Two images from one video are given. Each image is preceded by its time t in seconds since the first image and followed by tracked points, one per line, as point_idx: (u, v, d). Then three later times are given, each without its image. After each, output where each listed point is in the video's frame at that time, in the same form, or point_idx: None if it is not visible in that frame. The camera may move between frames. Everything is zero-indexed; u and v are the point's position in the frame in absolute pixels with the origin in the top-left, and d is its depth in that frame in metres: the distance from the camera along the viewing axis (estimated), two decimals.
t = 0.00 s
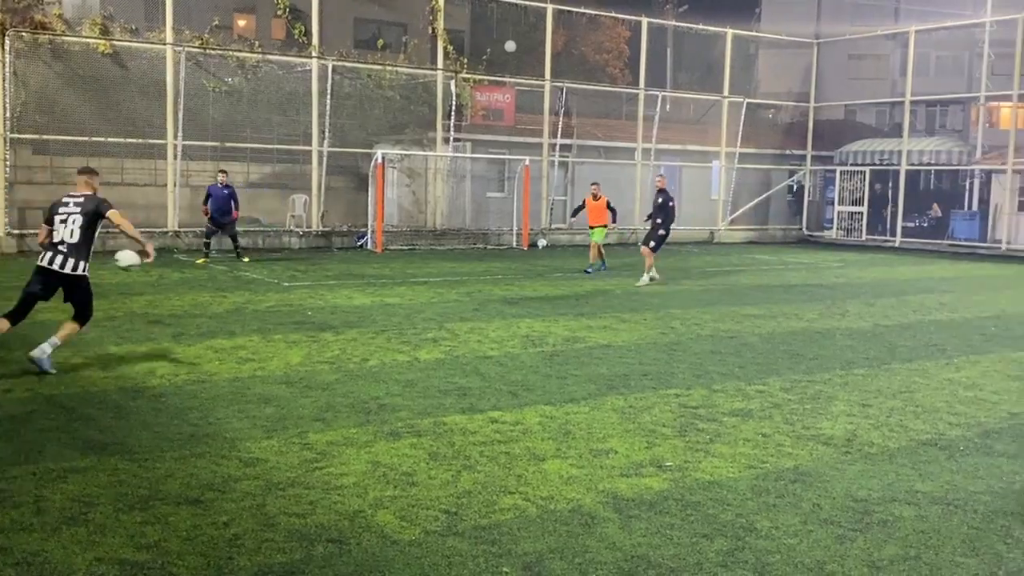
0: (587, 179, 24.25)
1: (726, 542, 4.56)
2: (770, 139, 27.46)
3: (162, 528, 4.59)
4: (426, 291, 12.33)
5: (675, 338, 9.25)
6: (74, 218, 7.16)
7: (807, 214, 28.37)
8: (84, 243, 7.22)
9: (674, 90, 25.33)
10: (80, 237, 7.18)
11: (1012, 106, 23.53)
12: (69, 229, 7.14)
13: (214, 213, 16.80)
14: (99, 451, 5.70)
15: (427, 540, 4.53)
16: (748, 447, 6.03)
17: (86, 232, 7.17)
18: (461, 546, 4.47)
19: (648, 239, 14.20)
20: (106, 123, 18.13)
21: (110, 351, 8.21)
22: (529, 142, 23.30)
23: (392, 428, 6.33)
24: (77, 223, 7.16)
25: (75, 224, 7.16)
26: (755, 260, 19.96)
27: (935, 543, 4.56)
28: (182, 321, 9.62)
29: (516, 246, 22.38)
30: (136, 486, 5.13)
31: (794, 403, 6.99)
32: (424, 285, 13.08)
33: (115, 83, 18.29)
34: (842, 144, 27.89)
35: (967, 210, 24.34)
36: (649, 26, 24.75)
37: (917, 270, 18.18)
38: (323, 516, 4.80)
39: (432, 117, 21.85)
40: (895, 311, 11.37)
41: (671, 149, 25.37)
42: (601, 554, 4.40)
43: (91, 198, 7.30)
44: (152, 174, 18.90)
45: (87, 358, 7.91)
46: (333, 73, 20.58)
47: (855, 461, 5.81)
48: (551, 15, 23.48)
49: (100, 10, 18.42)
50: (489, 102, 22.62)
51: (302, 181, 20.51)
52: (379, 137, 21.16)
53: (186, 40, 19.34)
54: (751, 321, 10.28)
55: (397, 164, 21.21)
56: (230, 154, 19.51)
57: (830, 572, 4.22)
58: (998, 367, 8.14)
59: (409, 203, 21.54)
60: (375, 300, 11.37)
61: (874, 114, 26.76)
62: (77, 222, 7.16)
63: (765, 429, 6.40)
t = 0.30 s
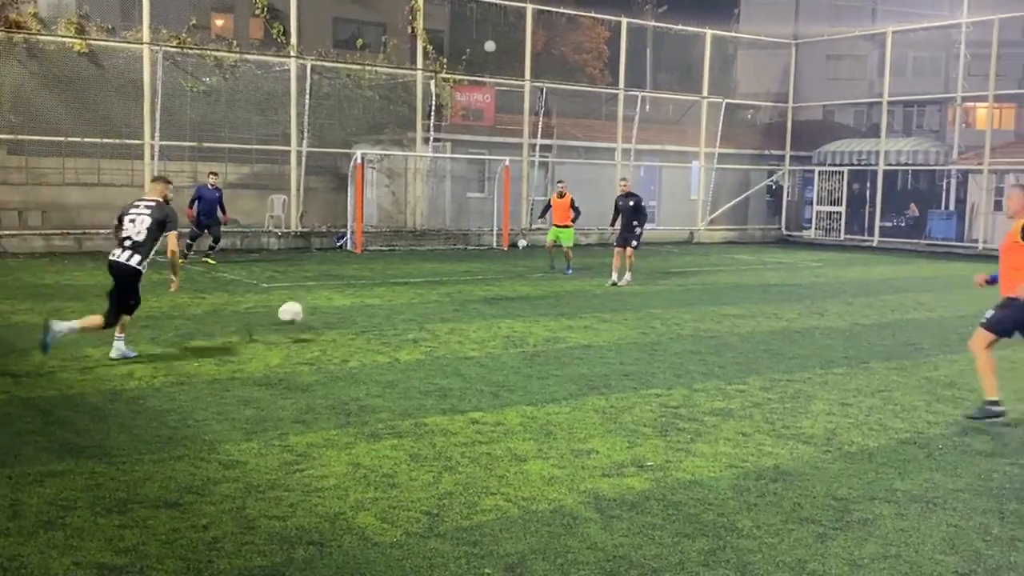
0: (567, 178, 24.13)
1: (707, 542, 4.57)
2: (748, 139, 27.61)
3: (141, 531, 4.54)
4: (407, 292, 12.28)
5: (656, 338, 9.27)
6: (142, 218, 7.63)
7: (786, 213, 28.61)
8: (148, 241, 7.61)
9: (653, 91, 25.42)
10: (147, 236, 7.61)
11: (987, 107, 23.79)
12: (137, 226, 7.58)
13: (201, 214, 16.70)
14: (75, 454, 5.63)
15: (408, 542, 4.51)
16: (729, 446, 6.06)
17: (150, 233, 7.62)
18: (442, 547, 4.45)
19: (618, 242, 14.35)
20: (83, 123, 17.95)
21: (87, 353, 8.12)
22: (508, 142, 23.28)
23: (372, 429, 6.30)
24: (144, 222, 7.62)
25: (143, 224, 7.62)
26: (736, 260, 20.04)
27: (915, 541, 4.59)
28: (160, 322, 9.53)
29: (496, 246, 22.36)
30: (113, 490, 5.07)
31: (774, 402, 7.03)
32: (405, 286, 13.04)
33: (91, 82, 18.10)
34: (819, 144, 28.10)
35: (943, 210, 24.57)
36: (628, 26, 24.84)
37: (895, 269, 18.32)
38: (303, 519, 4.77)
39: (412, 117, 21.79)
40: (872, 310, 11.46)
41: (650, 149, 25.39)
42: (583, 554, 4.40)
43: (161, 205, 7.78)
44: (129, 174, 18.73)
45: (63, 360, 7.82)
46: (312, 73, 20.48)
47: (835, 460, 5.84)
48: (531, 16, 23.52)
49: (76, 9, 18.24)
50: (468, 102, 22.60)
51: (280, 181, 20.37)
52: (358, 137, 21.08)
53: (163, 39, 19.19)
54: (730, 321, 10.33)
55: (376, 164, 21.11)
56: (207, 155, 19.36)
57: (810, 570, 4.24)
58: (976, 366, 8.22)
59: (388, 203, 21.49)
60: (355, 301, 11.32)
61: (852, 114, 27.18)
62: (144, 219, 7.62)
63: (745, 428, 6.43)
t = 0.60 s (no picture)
0: (538, 177, 24.05)
1: (677, 538, 4.60)
2: (717, 139, 27.80)
3: (107, 533, 4.48)
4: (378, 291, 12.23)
5: (627, 336, 9.30)
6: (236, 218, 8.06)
7: (754, 213, 28.75)
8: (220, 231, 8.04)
9: (624, 90, 25.54)
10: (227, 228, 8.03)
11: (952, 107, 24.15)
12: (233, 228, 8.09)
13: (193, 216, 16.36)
14: (40, 455, 5.54)
15: (378, 542, 4.48)
16: (699, 443, 6.10)
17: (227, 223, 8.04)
18: (413, 547, 4.43)
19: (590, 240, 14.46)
20: (48, 121, 17.72)
21: (51, 353, 8.00)
22: (478, 141, 23.28)
23: (343, 429, 6.27)
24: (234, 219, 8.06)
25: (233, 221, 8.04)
26: (706, 258, 20.17)
27: (881, 536, 4.64)
28: (127, 322, 9.42)
29: (467, 244, 22.29)
30: (79, 491, 5.00)
31: (743, 399, 7.08)
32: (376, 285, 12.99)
33: (57, 79, 17.88)
34: (788, 144, 28.36)
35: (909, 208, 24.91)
36: (599, 25, 24.93)
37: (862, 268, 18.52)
38: (272, 519, 4.73)
39: (382, 116, 21.74)
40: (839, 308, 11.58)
41: (621, 149, 25.49)
42: (554, 552, 4.40)
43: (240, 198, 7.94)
44: (95, 174, 18.40)
45: (27, 361, 7.70)
46: (281, 70, 20.34)
47: (803, 456, 5.89)
48: (502, 15, 23.56)
49: (41, 4, 18.04)
50: (439, 100, 22.57)
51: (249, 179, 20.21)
52: (327, 135, 20.97)
53: (130, 36, 19.00)
54: (700, 319, 10.39)
55: (346, 162, 21.06)
56: (174, 153, 19.17)
57: (779, 566, 4.27)
58: (941, 362, 8.34)
59: (358, 202, 21.35)
60: (325, 300, 11.26)
61: (819, 114, 27.36)
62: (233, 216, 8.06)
63: (714, 425, 6.47)
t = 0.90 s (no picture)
0: (506, 177, 24.01)
1: (646, 536, 4.61)
2: (686, 138, 27.94)
3: (72, 536, 4.42)
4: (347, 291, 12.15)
5: (596, 334, 9.31)
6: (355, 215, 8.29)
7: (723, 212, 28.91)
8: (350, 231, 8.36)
9: (594, 89, 25.60)
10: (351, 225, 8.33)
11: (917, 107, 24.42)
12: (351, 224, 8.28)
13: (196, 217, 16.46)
14: (3, 458, 5.45)
15: (347, 542, 4.46)
16: (667, 442, 6.12)
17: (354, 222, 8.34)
18: (381, 548, 4.41)
19: (577, 239, 14.36)
20: (11, 118, 17.44)
21: (14, 354, 7.88)
22: (449, 139, 23.23)
23: (311, 429, 6.24)
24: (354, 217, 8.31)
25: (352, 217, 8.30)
26: (676, 257, 20.25)
27: (847, 532, 4.68)
28: (92, 323, 9.29)
29: (438, 243, 22.29)
30: (43, 494, 4.93)
31: (711, 397, 7.11)
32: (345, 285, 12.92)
33: (19, 76, 17.60)
34: (756, 143, 28.55)
35: (875, 207, 25.18)
36: (568, 24, 24.96)
37: (830, 266, 18.68)
38: (239, 521, 4.69)
39: (351, 113, 21.61)
40: (806, 306, 11.68)
41: (592, 148, 25.48)
42: (523, 550, 4.40)
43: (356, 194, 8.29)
44: (59, 173, 18.15)
45: None
46: (248, 68, 20.17)
47: (771, 453, 5.93)
48: (471, 14, 23.50)
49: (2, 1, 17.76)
50: (408, 99, 22.50)
51: (217, 178, 20.02)
52: (296, 133, 20.84)
53: (94, 33, 18.75)
54: (669, 317, 10.44)
55: (315, 161, 20.91)
56: (141, 152, 18.96)
57: (746, 562, 4.29)
58: (907, 359, 8.43)
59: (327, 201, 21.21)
60: (294, 300, 11.18)
61: (787, 113, 27.73)
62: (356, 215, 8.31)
63: (683, 423, 6.50)
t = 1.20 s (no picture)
0: (481, 175, 24.10)
1: (620, 534, 4.62)
2: (659, 138, 28.05)
3: (40, 540, 4.36)
4: (321, 291, 12.07)
5: (571, 334, 9.33)
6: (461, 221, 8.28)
7: (697, 211, 29.08)
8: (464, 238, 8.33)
9: (568, 89, 25.66)
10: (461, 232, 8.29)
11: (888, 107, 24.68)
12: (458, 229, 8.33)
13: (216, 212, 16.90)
14: None
15: (320, 544, 4.43)
16: (642, 440, 6.14)
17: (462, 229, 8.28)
18: (356, 549, 4.39)
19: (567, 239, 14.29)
20: None
21: None
22: (423, 139, 23.18)
23: (284, 430, 6.20)
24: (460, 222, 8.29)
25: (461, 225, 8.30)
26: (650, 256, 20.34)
27: (820, 529, 4.71)
28: (61, 324, 9.17)
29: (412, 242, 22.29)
30: (11, 497, 4.86)
31: (685, 396, 7.15)
32: (319, 285, 12.85)
33: None
34: (729, 143, 28.72)
35: (847, 206, 25.36)
36: (542, 24, 24.99)
37: (802, 265, 18.83)
38: (212, 523, 4.65)
39: (324, 113, 21.52)
40: (779, 305, 11.77)
41: (566, 148, 25.59)
42: (498, 550, 4.39)
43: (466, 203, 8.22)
44: (29, 172, 17.94)
45: None
46: (220, 66, 20.02)
47: (744, 451, 5.97)
48: (445, 13, 23.45)
49: None
50: (382, 98, 22.41)
51: (189, 178, 19.84)
52: (269, 132, 20.71)
53: (63, 31, 18.52)
54: (643, 316, 10.48)
55: (287, 160, 20.90)
56: (112, 151, 18.77)
57: (719, 560, 4.31)
58: (878, 357, 8.51)
59: (300, 200, 21.17)
60: (267, 301, 11.10)
61: (759, 113, 27.88)
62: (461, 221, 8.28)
63: (657, 421, 6.53)
